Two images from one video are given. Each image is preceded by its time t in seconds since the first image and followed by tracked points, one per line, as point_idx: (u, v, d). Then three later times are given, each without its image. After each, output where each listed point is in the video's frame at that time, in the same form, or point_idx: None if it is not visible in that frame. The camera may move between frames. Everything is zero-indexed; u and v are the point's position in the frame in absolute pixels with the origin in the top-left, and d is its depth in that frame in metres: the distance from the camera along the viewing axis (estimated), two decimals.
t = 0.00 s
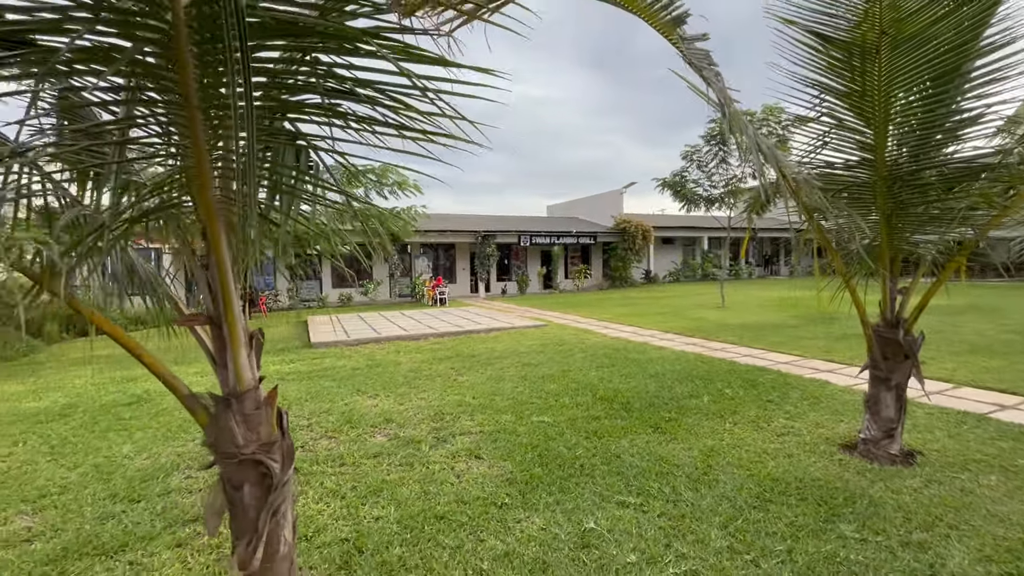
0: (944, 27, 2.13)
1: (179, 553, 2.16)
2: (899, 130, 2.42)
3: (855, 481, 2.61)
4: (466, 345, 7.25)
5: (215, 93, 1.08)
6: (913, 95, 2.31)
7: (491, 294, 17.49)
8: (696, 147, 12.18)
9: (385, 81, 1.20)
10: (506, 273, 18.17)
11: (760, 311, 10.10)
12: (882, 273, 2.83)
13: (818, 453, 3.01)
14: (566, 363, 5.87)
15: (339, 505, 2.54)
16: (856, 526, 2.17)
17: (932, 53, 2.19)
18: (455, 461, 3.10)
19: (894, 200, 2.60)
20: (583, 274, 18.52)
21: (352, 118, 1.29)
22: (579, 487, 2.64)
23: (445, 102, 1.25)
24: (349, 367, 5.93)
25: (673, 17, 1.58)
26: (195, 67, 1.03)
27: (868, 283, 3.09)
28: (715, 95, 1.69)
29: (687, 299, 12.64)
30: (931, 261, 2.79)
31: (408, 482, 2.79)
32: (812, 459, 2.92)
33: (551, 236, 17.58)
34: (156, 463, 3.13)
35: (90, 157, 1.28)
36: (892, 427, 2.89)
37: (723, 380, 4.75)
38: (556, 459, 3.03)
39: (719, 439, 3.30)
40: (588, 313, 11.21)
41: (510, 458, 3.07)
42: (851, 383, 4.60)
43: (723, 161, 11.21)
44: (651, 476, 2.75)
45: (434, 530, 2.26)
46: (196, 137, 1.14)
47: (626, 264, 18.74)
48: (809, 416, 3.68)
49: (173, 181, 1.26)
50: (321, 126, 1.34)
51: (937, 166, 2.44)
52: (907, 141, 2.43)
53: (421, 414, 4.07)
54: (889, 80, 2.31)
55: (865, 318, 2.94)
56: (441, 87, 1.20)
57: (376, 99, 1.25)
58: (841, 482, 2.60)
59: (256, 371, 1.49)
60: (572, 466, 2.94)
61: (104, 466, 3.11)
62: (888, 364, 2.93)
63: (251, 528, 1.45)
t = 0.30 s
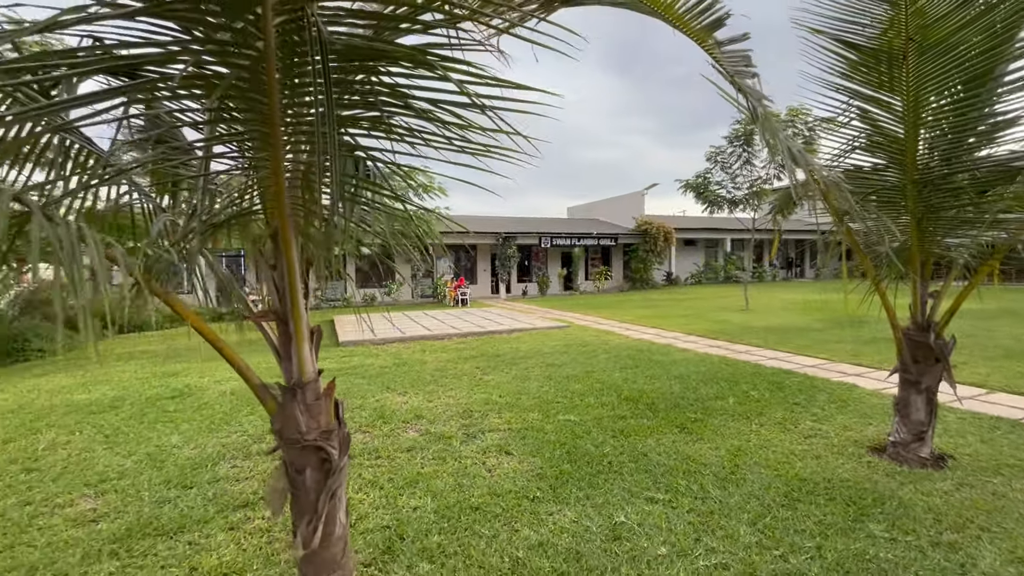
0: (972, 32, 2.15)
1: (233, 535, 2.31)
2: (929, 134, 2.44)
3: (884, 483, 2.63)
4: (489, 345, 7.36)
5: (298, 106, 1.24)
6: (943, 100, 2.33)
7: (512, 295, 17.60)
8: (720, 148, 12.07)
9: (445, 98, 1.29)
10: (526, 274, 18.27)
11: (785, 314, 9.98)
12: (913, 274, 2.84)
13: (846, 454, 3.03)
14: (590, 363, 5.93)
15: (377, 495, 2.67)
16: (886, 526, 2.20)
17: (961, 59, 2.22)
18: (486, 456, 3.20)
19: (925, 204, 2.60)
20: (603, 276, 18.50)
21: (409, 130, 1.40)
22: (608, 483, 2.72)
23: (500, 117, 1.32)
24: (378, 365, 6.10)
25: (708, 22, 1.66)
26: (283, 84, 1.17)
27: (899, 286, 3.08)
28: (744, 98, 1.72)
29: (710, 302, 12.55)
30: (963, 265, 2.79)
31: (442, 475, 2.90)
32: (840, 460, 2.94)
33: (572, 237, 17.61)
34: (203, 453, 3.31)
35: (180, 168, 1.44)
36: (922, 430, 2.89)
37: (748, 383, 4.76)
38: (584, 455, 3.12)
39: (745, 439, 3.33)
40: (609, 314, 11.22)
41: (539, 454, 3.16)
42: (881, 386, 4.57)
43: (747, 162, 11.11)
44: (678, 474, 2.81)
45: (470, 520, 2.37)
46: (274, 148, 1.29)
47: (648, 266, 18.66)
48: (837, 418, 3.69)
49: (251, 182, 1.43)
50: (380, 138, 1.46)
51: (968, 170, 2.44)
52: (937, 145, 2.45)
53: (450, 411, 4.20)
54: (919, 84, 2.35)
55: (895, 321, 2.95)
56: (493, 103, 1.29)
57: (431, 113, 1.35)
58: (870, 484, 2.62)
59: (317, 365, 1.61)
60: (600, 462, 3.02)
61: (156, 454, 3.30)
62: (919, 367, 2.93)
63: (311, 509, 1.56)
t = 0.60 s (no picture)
0: (1015, 30, 2.07)
1: (274, 524, 2.39)
2: (970, 132, 2.39)
3: (919, 487, 2.59)
4: (511, 344, 7.41)
5: (356, 112, 1.29)
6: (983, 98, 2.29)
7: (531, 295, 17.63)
8: (743, 148, 11.91)
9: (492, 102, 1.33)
10: (545, 274, 18.28)
11: (811, 316, 9.81)
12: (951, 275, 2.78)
13: (879, 457, 2.99)
14: (613, 363, 5.93)
15: (411, 489, 2.73)
16: (924, 530, 2.18)
17: (1002, 56, 2.17)
18: (515, 453, 3.24)
19: (963, 202, 2.57)
20: (622, 276, 18.41)
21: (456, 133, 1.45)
22: (638, 481, 2.73)
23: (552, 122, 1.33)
24: (402, 363, 6.19)
25: (752, 18, 1.65)
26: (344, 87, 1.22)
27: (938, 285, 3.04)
28: (783, 95, 1.72)
29: (732, 303, 12.39)
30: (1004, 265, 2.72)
31: (473, 470, 2.95)
32: (873, 463, 2.91)
33: (591, 237, 17.56)
34: (240, 445, 3.42)
35: (241, 170, 1.52)
36: (959, 434, 2.84)
37: (775, 384, 4.71)
38: (612, 454, 3.14)
39: (774, 441, 3.32)
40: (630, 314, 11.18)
41: (567, 452, 3.19)
42: (913, 390, 4.48)
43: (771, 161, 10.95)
44: (708, 474, 2.82)
45: (502, 515, 2.41)
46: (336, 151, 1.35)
47: (668, 266, 18.50)
48: (869, 422, 3.63)
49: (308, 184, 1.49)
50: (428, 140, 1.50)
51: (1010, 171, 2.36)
52: (977, 144, 2.40)
53: (476, 408, 4.25)
54: (957, 82, 2.31)
55: (931, 322, 2.91)
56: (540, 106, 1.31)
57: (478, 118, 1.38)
58: (906, 487, 2.59)
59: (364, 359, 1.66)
60: (628, 461, 3.03)
61: (196, 446, 3.42)
62: (956, 370, 2.88)
63: (358, 499, 1.62)
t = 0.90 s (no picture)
0: None
1: (313, 514, 2.41)
2: None
3: (971, 491, 2.51)
4: (534, 341, 7.39)
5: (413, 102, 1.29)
6: None
7: (550, 293, 17.56)
8: (769, 145, 11.67)
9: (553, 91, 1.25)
10: (564, 272, 18.19)
11: (839, 316, 9.60)
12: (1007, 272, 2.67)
13: (925, 461, 2.90)
14: (638, 362, 5.87)
15: (445, 482, 2.73)
16: (981, 535, 2.10)
17: None
18: (546, 449, 3.22)
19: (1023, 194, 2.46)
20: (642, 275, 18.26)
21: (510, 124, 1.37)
22: (675, 480, 2.69)
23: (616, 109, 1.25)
24: (427, 358, 6.22)
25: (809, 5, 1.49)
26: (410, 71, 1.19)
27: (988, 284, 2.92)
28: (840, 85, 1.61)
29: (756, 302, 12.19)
30: None
31: (506, 465, 2.94)
32: (920, 466, 2.82)
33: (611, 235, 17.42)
34: (275, 437, 3.47)
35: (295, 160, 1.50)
36: (1012, 438, 2.74)
37: (808, 385, 4.61)
38: (645, 452, 3.09)
39: (812, 442, 3.24)
40: (652, 313, 11.07)
41: (599, 449, 3.16)
42: (954, 393, 4.34)
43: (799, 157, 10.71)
44: (747, 474, 2.76)
45: (539, 510, 2.40)
46: (394, 139, 1.34)
47: (689, 265, 18.27)
48: (911, 424, 3.53)
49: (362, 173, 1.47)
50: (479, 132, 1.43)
51: None
52: None
53: (504, 404, 4.24)
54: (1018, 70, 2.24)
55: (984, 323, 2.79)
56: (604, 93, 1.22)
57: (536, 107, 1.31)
58: (956, 491, 2.51)
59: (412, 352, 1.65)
60: (663, 459, 2.99)
61: (232, 437, 3.48)
62: (1009, 371, 2.78)
63: (405, 491, 1.62)
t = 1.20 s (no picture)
0: None
1: (358, 508, 2.44)
2: None
3: None
4: (561, 339, 7.37)
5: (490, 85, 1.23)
6: None
7: (572, 291, 17.49)
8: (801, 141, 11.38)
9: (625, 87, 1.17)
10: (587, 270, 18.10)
11: (874, 316, 9.34)
12: None
13: (982, 468, 2.79)
14: (669, 361, 5.80)
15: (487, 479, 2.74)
16: None
17: None
18: (584, 448, 3.20)
19: None
20: (666, 273, 18.05)
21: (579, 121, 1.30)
22: (720, 482, 2.65)
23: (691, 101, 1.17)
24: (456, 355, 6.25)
25: None
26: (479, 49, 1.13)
27: None
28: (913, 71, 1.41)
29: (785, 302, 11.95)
30: None
31: (545, 463, 2.93)
32: (977, 474, 2.71)
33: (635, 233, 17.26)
34: (314, 431, 3.53)
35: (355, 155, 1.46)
36: None
37: (848, 387, 4.49)
38: (686, 453, 3.05)
39: (859, 446, 3.15)
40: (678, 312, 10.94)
41: (639, 449, 3.13)
42: (1005, 397, 4.18)
43: (832, 154, 10.42)
44: (794, 477, 2.70)
45: (584, 509, 2.38)
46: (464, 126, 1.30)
47: (714, 263, 17.99)
48: (962, 429, 3.40)
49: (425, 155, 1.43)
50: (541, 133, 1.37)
51: None
52: None
53: (537, 402, 4.23)
54: None
55: None
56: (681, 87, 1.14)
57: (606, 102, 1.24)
58: (1019, 501, 2.41)
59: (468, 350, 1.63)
60: (704, 460, 2.94)
61: (274, 430, 3.55)
62: None
63: (462, 488, 1.62)
